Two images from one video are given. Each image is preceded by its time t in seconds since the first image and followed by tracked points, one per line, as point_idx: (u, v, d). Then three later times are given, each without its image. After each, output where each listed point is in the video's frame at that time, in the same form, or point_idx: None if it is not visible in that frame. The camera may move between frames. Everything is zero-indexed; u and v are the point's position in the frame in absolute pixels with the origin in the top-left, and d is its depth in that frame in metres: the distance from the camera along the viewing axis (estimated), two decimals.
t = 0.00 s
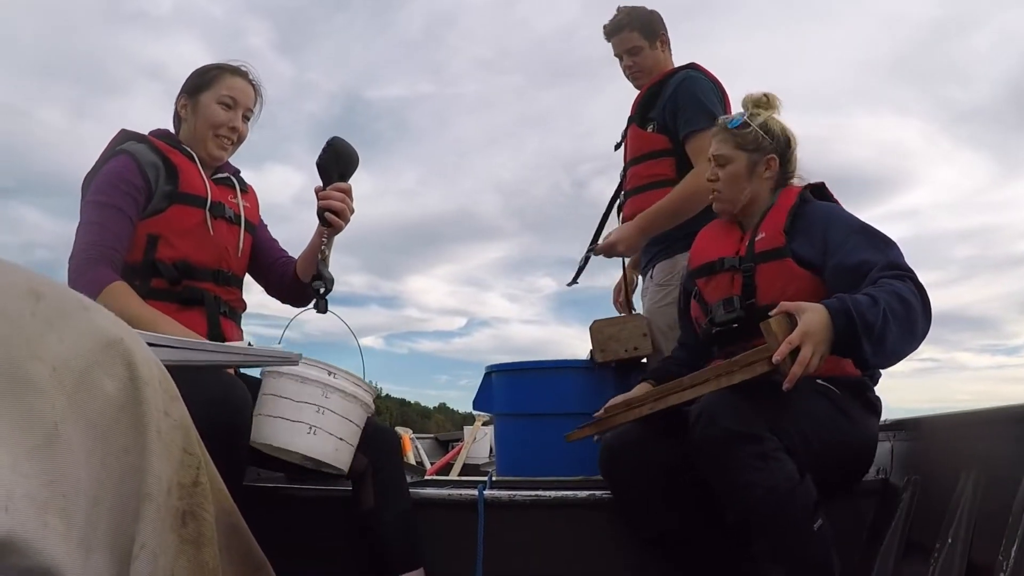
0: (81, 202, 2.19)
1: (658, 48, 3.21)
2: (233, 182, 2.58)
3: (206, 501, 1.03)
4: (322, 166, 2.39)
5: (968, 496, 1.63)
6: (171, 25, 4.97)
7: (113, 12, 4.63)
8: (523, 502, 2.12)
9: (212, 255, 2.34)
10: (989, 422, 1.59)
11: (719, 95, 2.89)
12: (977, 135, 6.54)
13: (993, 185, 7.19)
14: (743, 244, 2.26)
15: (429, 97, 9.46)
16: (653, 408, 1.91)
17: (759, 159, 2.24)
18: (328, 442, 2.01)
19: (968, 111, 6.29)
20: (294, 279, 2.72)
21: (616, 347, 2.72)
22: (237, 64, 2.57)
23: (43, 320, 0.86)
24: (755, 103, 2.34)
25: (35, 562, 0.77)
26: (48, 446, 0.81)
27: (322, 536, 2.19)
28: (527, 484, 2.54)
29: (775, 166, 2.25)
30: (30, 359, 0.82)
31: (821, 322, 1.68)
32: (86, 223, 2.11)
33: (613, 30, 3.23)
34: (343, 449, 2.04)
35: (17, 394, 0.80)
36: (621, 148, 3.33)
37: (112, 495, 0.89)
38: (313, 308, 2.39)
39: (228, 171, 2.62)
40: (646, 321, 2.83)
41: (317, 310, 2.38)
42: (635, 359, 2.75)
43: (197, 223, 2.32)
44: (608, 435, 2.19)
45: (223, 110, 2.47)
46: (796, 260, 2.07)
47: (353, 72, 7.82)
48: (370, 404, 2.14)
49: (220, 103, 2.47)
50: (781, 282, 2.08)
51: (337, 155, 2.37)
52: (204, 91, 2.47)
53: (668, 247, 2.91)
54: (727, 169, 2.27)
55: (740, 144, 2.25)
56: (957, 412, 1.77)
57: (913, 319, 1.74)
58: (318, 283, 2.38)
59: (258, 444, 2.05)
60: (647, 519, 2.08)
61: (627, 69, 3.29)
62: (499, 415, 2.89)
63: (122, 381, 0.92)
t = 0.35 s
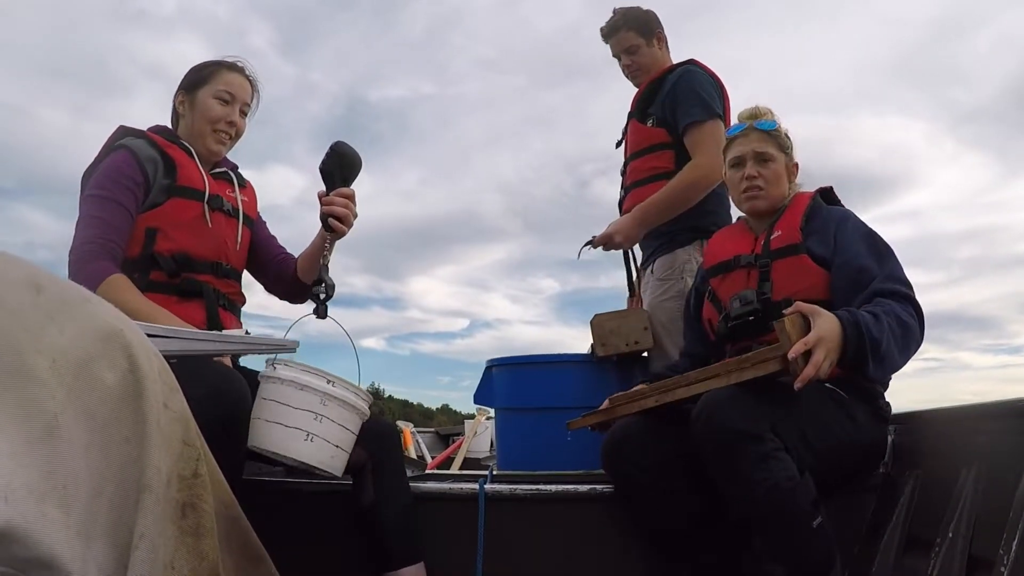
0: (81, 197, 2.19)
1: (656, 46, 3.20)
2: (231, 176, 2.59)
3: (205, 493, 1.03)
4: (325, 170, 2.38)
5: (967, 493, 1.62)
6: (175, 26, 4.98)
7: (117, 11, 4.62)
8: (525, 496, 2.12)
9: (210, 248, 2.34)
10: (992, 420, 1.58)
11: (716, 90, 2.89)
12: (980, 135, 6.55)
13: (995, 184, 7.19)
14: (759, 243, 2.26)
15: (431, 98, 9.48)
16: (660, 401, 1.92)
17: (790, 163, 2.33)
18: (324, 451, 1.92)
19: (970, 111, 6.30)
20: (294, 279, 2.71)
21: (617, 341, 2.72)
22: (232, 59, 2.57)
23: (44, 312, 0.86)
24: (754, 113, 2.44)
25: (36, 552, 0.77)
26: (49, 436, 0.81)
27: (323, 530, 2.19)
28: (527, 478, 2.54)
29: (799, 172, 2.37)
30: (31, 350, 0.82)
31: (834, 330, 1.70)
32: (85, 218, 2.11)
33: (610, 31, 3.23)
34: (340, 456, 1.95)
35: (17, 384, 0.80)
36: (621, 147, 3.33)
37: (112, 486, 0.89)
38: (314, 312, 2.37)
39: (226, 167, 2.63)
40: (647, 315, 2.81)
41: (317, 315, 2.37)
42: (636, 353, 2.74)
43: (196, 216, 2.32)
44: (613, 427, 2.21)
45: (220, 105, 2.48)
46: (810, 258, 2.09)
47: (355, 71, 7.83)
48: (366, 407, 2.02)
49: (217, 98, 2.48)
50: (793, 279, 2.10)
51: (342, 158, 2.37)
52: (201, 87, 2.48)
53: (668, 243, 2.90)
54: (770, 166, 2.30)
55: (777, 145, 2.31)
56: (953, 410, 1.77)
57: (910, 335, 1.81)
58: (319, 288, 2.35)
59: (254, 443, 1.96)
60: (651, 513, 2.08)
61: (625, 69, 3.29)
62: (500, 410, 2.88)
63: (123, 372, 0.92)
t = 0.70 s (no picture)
0: (79, 201, 2.19)
1: (649, 50, 3.21)
2: (230, 178, 2.60)
3: (206, 500, 1.03)
4: (320, 184, 2.38)
5: (968, 494, 1.62)
6: (175, 33, 4.95)
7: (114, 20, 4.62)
8: (525, 499, 2.12)
9: (210, 251, 2.35)
10: (993, 422, 1.57)
11: (709, 93, 2.89)
12: (979, 131, 6.55)
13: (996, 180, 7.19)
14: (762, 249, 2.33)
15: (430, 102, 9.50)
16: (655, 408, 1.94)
17: (794, 166, 2.36)
18: (316, 473, 1.89)
19: (968, 106, 6.30)
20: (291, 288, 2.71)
21: (617, 345, 2.73)
22: (227, 59, 2.56)
23: (43, 318, 0.86)
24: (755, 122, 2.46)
25: (35, 561, 0.77)
26: (47, 445, 0.81)
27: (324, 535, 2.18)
28: (528, 481, 2.54)
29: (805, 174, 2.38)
30: (29, 358, 0.82)
31: (821, 346, 1.70)
32: (84, 222, 2.12)
33: (604, 35, 3.24)
34: (330, 477, 1.93)
35: (16, 393, 0.80)
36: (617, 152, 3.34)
37: (111, 493, 0.89)
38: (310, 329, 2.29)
39: (224, 169, 2.64)
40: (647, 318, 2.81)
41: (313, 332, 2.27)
42: (636, 356, 2.75)
43: (195, 220, 2.32)
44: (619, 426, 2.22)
45: (215, 107, 2.47)
46: (808, 263, 2.12)
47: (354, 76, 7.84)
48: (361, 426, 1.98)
49: (212, 99, 2.47)
50: (790, 284, 2.14)
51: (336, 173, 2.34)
52: (196, 89, 2.48)
53: (667, 247, 2.89)
54: (773, 173, 2.33)
55: (778, 151, 2.34)
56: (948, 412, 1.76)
57: (905, 344, 1.80)
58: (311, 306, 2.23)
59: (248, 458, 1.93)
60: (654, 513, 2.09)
61: (619, 72, 3.30)
62: (500, 414, 2.88)
63: (122, 379, 0.92)
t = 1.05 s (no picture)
0: (80, 203, 2.20)
1: (655, 51, 3.21)
2: (232, 179, 2.60)
3: (206, 501, 1.04)
4: (317, 195, 2.37)
5: (969, 495, 1.62)
6: (175, 36, 4.95)
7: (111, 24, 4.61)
8: (525, 502, 2.12)
9: (210, 253, 2.34)
10: (991, 423, 1.58)
11: (712, 94, 2.89)
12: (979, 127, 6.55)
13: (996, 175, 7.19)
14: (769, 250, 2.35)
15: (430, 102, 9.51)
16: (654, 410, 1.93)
17: (803, 169, 2.35)
18: (323, 486, 1.91)
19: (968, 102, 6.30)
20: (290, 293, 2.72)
21: (617, 346, 2.73)
22: (224, 58, 2.55)
23: (43, 321, 0.86)
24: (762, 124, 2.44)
25: (34, 563, 0.77)
26: (46, 447, 0.81)
27: (325, 538, 2.19)
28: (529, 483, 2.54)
29: (814, 177, 2.38)
30: (29, 360, 0.82)
31: (820, 345, 1.72)
32: (83, 224, 2.12)
33: (611, 31, 3.23)
34: (337, 490, 1.94)
35: (15, 395, 0.80)
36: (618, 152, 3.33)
37: (113, 495, 0.89)
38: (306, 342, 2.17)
39: (226, 170, 2.63)
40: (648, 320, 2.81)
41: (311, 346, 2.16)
42: (636, 358, 2.75)
43: (196, 222, 2.32)
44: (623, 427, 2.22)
45: (212, 108, 2.47)
46: (815, 266, 2.12)
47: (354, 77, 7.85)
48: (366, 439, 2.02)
49: (209, 100, 2.47)
50: (795, 287, 2.14)
51: (331, 183, 2.33)
52: (194, 89, 2.47)
53: (667, 249, 2.89)
54: (780, 176, 2.33)
55: (786, 154, 2.34)
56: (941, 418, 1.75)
57: (906, 349, 1.80)
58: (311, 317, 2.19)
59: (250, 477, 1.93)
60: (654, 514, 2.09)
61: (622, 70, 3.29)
62: (500, 415, 2.89)
63: (123, 381, 0.92)
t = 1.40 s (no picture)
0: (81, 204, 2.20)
1: (666, 53, 3.21)
2: (234, 180, 2.62)
3: (205, 499, 1.04)
4: (321, 199, 2.35)
5: (969, 496, 1.62)
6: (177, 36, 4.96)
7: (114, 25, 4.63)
8: (526, 501, 2.12)
9: (210, 254, 2.35)
10: (991, 423, 1.57)
11: (720, 96, 2.90)
12: (980, 126, 6.55)
13: (997, 175, 7.19)
14: (774, 250, 2.34)
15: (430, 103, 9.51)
16: (659, 409, 1.92)
17: (805, 166, 2.34)
18: (334, 488, 1.92)
19: (969, 102, 6.30)
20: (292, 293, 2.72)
21: (617, 346, 2.74)
22: (224, 56, 2.55)
23: (46, 321, 0.86)
24: (772, 122, 2.49)
25: (37, 564, 0.78)
26: (54, 446, 0.81)
27: (326, 538, 2.19)
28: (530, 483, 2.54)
29: (818, 175, 2.36)
30: (34, 360, 0.82)
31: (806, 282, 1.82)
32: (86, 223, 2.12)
33: (623, 30, 3.23)
34: (347, 492, 1.96)
35: (21, 395, 0.79)
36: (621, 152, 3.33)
37: (115, 495, 0.89)
38: (312, 347, 2.16)
39: (228, 170, 2.63)
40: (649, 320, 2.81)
41: (317, 349, 2.16)
42: (637, 358, 2.75)
43: (198, 223, 2.34)
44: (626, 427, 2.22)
45: (213, 107, 2.47)
46: (820, 266, 2.12)
47: (355, 77, 7.85)
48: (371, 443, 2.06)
49: (210, 99, 2.47)
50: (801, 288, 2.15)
51: (336, 186, 2.32)
52: (194, 89, 2.48)
53: (671, 249, 2.89)
54: (780, 174, 2.32)
55: (787, 153, 2.33)
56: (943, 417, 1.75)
57: (904, 337, 1.84)
58: (315, 321, 2.17)
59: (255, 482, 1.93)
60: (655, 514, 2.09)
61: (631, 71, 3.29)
62: (501, 415, 2.88)
63: (126, 381, 0.92)
